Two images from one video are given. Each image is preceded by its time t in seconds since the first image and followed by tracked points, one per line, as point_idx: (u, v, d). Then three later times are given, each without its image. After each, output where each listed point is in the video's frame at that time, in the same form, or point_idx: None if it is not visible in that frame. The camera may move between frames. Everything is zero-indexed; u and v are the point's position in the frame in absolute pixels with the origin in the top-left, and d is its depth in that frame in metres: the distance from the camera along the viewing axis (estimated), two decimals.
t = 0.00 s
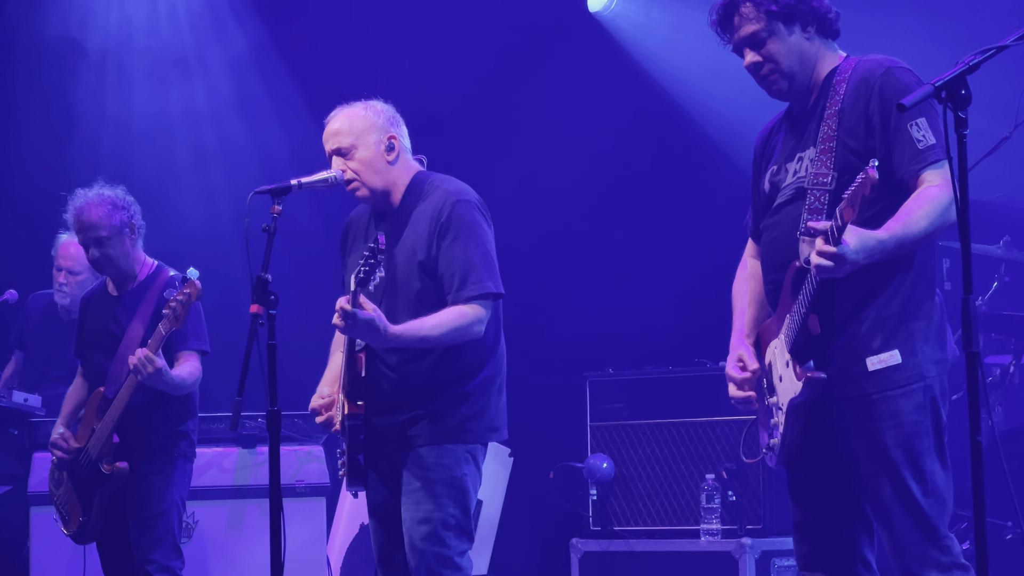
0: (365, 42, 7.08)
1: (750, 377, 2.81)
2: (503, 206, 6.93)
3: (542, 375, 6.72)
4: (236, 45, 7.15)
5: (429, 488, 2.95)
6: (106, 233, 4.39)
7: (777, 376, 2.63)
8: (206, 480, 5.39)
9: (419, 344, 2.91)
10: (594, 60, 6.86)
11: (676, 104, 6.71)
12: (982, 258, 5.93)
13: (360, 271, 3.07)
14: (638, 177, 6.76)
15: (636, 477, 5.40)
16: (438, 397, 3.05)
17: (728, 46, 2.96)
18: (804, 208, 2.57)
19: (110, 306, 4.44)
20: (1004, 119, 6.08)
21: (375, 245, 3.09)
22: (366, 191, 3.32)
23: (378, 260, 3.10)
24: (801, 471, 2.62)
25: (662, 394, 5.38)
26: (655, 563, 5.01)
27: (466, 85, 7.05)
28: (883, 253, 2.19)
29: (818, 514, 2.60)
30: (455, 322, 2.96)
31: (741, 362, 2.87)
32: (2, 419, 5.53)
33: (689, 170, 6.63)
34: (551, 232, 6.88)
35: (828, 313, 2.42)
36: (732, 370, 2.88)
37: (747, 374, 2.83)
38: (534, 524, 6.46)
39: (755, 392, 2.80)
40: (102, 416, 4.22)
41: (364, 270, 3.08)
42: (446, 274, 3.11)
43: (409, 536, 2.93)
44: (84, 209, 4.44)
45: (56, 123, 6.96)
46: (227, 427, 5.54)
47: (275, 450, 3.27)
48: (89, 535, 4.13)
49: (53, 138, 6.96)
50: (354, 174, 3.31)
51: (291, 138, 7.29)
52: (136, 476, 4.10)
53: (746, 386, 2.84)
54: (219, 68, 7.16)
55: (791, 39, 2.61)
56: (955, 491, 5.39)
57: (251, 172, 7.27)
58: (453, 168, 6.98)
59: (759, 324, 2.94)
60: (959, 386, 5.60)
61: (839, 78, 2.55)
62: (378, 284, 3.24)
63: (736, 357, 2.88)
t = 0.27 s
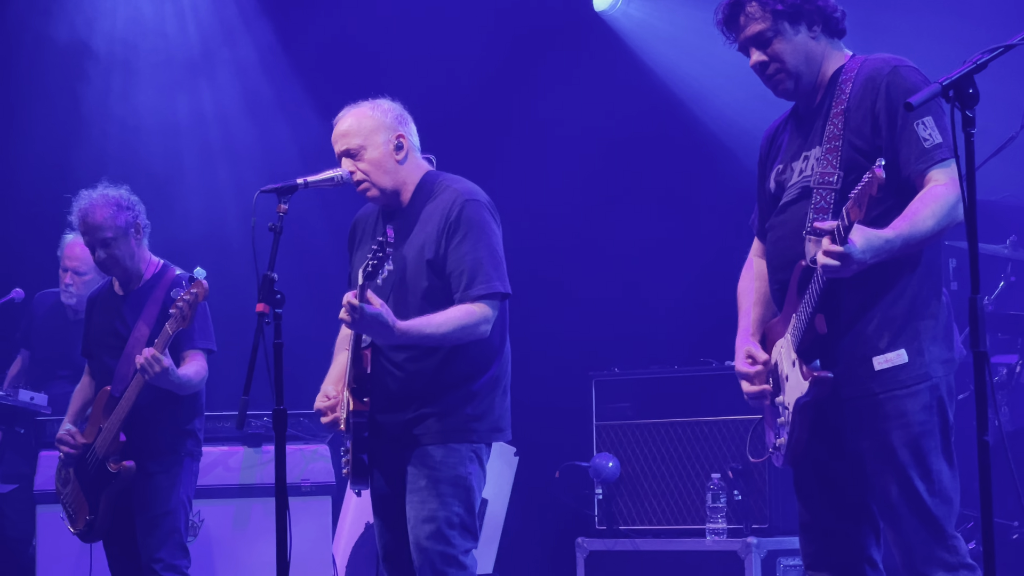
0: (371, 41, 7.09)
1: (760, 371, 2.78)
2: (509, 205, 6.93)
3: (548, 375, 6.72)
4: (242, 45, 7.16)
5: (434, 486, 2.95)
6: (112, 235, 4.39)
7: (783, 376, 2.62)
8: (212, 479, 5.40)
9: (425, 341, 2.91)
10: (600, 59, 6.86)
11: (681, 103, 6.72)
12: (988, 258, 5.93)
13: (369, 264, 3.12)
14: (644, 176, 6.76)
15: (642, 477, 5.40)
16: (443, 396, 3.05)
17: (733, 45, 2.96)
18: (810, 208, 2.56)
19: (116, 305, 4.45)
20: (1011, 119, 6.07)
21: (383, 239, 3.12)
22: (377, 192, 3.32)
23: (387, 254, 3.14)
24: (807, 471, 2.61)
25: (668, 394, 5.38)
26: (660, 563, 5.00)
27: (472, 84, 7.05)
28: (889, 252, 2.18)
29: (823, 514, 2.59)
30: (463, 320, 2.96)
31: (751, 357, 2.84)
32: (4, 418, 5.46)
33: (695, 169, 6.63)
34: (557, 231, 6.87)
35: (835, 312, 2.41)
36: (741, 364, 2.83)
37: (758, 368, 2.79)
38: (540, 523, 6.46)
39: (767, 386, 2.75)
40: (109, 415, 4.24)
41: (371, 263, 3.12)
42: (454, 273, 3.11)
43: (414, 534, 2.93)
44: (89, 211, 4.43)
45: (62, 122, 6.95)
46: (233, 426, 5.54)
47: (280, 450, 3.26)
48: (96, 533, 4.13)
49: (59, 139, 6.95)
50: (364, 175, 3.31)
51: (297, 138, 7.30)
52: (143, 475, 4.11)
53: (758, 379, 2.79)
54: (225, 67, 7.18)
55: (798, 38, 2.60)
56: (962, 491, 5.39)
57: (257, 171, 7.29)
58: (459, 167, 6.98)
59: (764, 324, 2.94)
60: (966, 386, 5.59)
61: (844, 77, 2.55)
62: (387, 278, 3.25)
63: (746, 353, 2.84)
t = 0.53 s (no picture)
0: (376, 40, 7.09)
1: (759, 375, 2.80)
2: (513, 203, 6.93)
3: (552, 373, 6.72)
4: (247, 44, 7.17)
5: (443, 482, 2.96)
6: (118, 231, 4.41)
7: (787, 375, 2.62)
8: (216, 477, 5.41)
9: (435, 331, 2.93)
10: (604, 57, 6.84)
11: (686, 103, 6.72)
12: (994, 257, 5.92)
13: (376, 252, 3.01)
14: (649, 175, 6.75)
15: (647, 476, 5.40)
16: (448, 392, 3.05)
17: (738, 43, 2.95)
18: (814, 207, 2.56)
19: (121, 303, 4.46)
20: (1016, 118, 6.06)
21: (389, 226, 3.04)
22: (382, 186, 3.32)
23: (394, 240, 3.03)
24: (811, 470, 2.61)
25: (673, 393, 5.38)
26: (665, 562, 4.99)
27: (476, 83, 7.05)
28: (893, 252, 2.18)
29: (828, 513, 2.59)
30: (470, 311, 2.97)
31: (751, 360, 2.84)
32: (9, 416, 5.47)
33: (700, 168, 6.63)
34: (561, 230, 6.87)
35: (839, 311, 2.41)
36: (739, 368, 2.85)
37: (755, 372, 2.81)
38: (545, 521, 6.47)
39: (765, 390, 2.78)
40: (113, 413, 4.25)
41: (379, 250, 3.02)
42: (459, 265, 3.12)
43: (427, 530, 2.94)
44: (96, 206, 4.46)
45: (67, 120, 6.97)
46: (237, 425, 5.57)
47: (285, 449, 3.27)
48: (101, 531, 4.14)
49: (65, 138, 6.97)
50: (368, 170, 3.31)
51: (302, 137, 7.31)
52: (147, 473, 4.13)
53: (756, 383, 2.81)
54: (230, 66, 7.19)
55: (802, 37, 2.60)
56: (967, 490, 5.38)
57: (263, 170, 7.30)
58: (464, 166, 6.98)
59: (769, 323, 2.93)
60: (971, 385, 5.58)
61: (849, 76, 2.55)
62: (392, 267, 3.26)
63: (746, 355, 2.85)
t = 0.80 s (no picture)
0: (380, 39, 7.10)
1: (771, 378, 2.74)
2: (517, 203, 6.93)
3: (556, 372, 6.72)
4: (252, 43, 7.18)
5: (451, 481, 2.96)
6: (127, 223, 4.44)
7: (791, 375, 2.62)
8: (220, 476, 5.42)
9: (436, 328, 2.92)
10: (608, 56, 6.84)
11: (690, 102, 6.71)
12: (998, 258, 5.90)
13: (376, 251, 3.04)
14: (653, 175, 6.75)
15: (650, 475, 5.40)
16: (451, 390, 3.05)
17: (741, 43, 2.95)
18: (818, 207, 2.56)
19: (125, 301, 4.46)
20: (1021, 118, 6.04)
21: (388, 223, 3.07)
22: (380, 186, 3.33)
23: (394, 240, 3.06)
24: (816, 470, 2.61)
25: (676, 392, 5.38)
26: (668, 562, 4.99)
27: (480, 82, 7.06)
28: (896, 252, 2.18)
29: (833, 513, 2.59)
30: (471, 307, 2.97)
31: (763, 363, 2.80)
32: (15, 414, 5.50)
33: (705, 167, 6.63)
34: (565, 229, 6.86)
35: (843, 311, 2.41)
36: (754, 371, 2.79)
37: (769, 377, 2.75)
38: (548, 520, 6.48)
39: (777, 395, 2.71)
40: (116, 412, 4.25)
41: (379, 249, 3.05)
42: (460, 262, 3.12)
43: (436, 530, 2.95)
44: (108, 196, 4.50)
45: (71, 119, 6.98)
46: (241, 424, 5.59)
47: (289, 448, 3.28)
48: (105, 530, 4.17)
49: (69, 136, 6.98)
50: (366, 170, 3.32)
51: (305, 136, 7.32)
52: (151, 472, 4.14)
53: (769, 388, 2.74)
54: (234, 65, 7.21)
55: (806, 37, 2.60)
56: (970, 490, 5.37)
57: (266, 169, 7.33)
58: (467, 165, 6.98)
59: (774, 323, 2.92)
60: (974, 385, 5.58)
61: (853, 76, 2.54)
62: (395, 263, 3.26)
63: (757, 358, 2.81)
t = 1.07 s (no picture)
0: (385, 40, 7.11)
1: (769, 368, 2.80)
2: (521, 203, 6.93)
3: (560, 372, 6.72)
4: (257, 44, 7.20)
5: (458, 480, 2.97)
6: (134, 221, 4.44)
7: (796, 375, 2.62)
8: (225, 476, 5.43)
9: (443, 330, 2.93)
10: (613, 57, 6.84)
11: (694, 102, 6.71)
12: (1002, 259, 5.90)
13: (385, 255, 3.04)
14: (657, 175, 6.75)
15: (654, 475, 5.40)
16: (456, 391, 3.06)
17: (747, 44, 2.95)
18: (824, 208, 2.56)
19: (130, 300, 4.47)
20: None
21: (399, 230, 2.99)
22: (379, 187, 3.33)
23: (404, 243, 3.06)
24: (820, 470, 2.61)
25: (681, 393, 5.37)
26: (672, 562, 4.99)
27: (485, 82, 7.07)
28: (901, 252, 2.18)
29: (837, 513, 2.59)
30: (477, 309, 2.98)
31: (761, 355, 2.84)
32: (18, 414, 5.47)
33: (709, 168, 6.63)
34: (569, 229, 6.87)
35: (848, 311, 2.41)
36: (751, 363, 2.84)
37: (766, 366, 2.81)
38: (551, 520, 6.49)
39: (774, 383, 2.79)
40: (120, 411, 4.25)
41: (389, 254, 3.04)
42: (463, 262, 3.13)
43: (443, 529, 2.95)
44: (118, 193, 4.52)
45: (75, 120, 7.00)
46: (246, 424, 5.56)
47: (292, 448, 3.28)
48: (108, 530, 4.18)
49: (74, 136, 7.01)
50: (367, 171, 3.32)
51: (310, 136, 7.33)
52: (154, 471, 4.15)
53: (766, 378, 2.82)
54: (240, 66, 7.22)
55: (812, 38, 2.60)
56: (974, 491, 5.37)
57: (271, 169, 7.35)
58: (472, 165, 6.99)
59: (779, 323, 2.92)
60: (978, 386, 5.57)
61: (859, 77, 2.54)
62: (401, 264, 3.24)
63: (755, 350, 2.85)
